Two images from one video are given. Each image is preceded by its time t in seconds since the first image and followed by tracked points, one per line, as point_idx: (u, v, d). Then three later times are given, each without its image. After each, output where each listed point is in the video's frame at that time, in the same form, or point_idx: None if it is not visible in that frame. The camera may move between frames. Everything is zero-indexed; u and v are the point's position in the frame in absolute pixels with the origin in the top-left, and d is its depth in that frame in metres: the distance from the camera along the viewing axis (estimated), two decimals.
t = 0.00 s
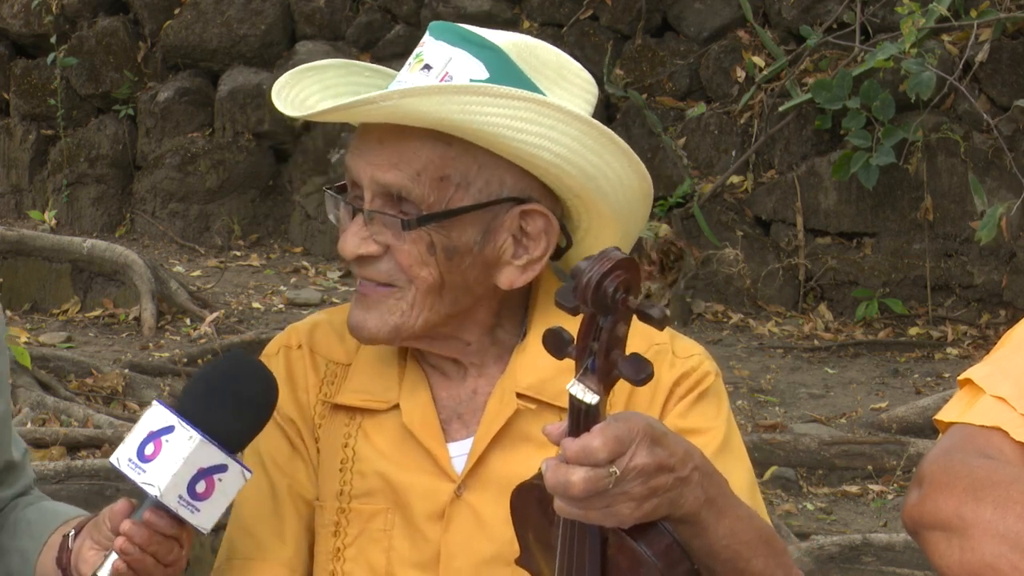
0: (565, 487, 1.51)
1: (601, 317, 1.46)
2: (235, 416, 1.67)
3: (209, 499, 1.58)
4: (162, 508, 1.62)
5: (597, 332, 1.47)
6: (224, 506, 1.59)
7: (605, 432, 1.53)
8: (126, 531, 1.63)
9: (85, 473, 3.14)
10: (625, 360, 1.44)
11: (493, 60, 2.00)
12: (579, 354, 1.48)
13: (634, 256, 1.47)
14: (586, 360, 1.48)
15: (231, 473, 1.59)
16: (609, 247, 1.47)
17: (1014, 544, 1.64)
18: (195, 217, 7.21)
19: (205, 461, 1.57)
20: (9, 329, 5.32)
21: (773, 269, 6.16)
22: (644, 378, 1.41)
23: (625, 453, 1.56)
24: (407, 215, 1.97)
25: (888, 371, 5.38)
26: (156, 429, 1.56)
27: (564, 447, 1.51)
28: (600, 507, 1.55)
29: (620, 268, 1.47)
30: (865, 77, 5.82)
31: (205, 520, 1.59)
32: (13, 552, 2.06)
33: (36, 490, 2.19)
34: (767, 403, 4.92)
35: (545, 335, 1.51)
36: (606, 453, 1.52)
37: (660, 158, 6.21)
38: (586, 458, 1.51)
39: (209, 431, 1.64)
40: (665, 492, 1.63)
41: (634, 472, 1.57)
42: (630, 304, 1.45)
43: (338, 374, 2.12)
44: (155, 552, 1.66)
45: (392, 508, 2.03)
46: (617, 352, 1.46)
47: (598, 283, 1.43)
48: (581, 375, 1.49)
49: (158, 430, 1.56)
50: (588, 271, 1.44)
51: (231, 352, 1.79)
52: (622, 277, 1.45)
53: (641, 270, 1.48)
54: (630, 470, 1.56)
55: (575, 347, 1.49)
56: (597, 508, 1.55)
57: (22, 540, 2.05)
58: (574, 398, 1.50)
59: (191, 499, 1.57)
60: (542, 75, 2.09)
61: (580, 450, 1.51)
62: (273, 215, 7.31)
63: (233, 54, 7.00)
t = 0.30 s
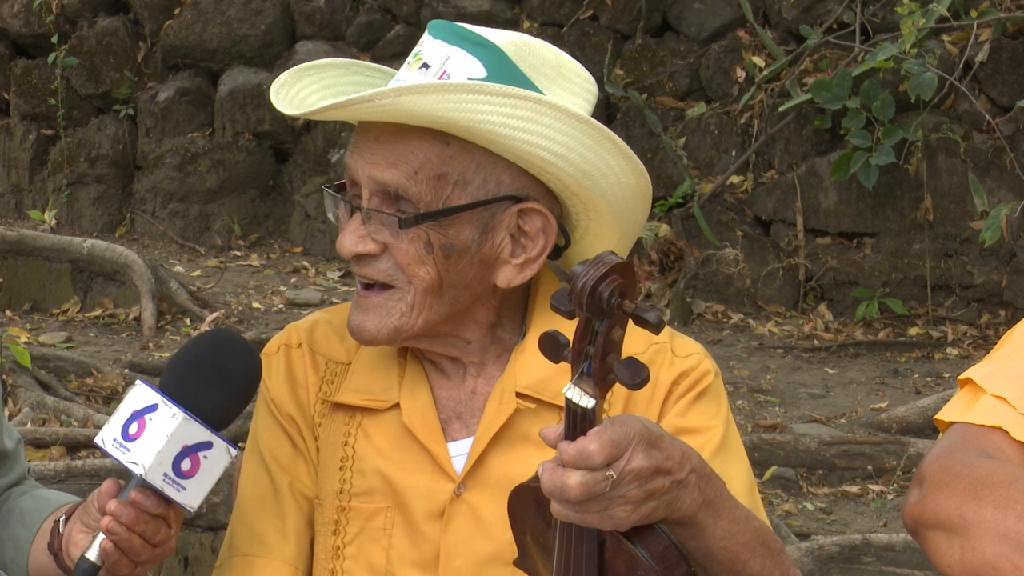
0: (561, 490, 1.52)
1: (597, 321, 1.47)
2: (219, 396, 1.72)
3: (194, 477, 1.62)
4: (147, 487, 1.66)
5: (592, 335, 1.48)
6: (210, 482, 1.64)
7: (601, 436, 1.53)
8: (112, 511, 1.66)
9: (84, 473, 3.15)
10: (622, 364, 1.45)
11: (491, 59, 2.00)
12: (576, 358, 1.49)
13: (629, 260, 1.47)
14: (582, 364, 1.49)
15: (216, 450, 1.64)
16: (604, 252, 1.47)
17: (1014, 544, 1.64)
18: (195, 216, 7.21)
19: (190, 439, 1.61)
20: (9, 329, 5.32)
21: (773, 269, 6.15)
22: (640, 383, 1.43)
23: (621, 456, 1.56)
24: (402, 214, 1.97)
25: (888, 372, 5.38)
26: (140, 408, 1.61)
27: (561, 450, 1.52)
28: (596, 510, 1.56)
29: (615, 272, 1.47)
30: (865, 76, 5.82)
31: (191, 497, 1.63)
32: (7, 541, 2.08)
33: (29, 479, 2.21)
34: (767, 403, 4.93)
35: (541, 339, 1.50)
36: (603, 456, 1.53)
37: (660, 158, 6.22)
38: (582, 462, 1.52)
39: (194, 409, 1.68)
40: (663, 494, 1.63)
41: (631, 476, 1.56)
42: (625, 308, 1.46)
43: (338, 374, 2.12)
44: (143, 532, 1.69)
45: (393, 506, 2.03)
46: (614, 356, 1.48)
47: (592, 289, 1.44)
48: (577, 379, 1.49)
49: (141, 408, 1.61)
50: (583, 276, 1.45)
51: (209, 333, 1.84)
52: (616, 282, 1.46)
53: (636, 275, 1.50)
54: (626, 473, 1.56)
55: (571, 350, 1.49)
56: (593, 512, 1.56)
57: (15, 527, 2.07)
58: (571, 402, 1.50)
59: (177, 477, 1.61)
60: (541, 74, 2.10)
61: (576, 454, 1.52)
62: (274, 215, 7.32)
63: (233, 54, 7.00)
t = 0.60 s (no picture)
0: (562, 491, 1.52)
1: (598, 322, 1.47)
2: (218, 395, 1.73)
3: (194, 477, 1.63)
4: (147, 488, 1.66)
5: (593, 336, 1.48)
6: (209, 481, 1.65)
7: (602, 436, 1.53)
8: (112, 512, 1.66)
9: (84, 473, 3.15)
10: (622, 365, 1.45)
11: (493, 63, 2.00)
12: (577, 359, 1.49)
13: (631, 262, 1.48)
14: (583, 364, 1.49)
15: (214, 450, 1.65)
16: (606, 253, 1.48)
17: (1013, 544, 1.64)
18: (194, 216, 7.21)
19: (189, 438, 1.62)
20: (8, 329, 5.31)
21: (773, 268, 6.15)
22: (641, 383, 1.42)
23: (622, 457, 1.56)
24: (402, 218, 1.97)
25: (888, 371, 5.38)
26: (138, 408, 1.61)
27: (562, 451, 1.52)
28: (597, 511, 1.56)
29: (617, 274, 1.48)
30: (865, 76, 5.82)
31: (190, 496, 1.64)
32: (6, 541, 2.08)
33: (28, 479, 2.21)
34: (767, 403, 4.93)
35: (542, 339, 1.51)
36: (604, 457, 1.52)
37: (660, 158, 6.21)
38: (584, 462, 1.52)
39: (193, 408, 1.68)
40: (663, 496, 1.63)
41: (632, 476, 1.56)
42: (626, 308, 1.46)
43: (338, 376, 2.12)
44: (143, 532, 1.69)
45: (392, 509, 2.03)
46: (615, 356, 1.48)
47: (593, 290, 1.45)
48: (578, 380, 1.49)
49: (140, 409, 1.62)
50: (584, 277, 1.46)
51: (206, 332, 1.85)
52: (617, 283, 1.46)
53: (638, 277, 1.50)
54: (627, 474, 1.56)
55: (572, 350, 1.49)
56: (594, 512, 1.56)
57: (14, 527, 2.07)
58: (572, 402, 1.50)
59: (176, 477, 1.62)
60: (543, 79, 2.10)
61: (577, 454, 1.52)
62: (274, 215, 7.32)
63: (233, 54, 7.00)
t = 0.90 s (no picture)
0: (559, 488, 1.53)
1: (594, 319, 1.47)
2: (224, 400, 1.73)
3: (200, 481, 1.64)
4: (153, 492, 1.67)
5: (590, 334, 1.48)
6: (215, 487, 1.66)
7: (599, 433, 1.54)
8: (118, 516, 1.67)
9: (85, 468, 3.15)
10: (619, 362, 1.46)
11: (489, 63, 2.00)
12: (573, 355, 1.49)
13: (626, 260, 1.48)
14: (579, 361, 1.49)
15: (221, 455, 1.66)
16: (601, 251, 1.48)
17: (1013, 539, 1.64)
18: (195, 211, 7.22)
19: (195, 444, 1.63)
20: (9, 324, 5.32)
21: (774, 263, 6.15)
22: (637, 380, 1.42)
23: (619, 454, 1.57)
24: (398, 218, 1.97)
25: (889, 366, 5.39)
26: (145, 412, 1.63)
27: (558, 448, 1.53)
28: (594, 508, 1.56)
29: (612, 271, 1.48)
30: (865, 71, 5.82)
31: (196, 502, 1.65)
32: (10, 541, 2.09)
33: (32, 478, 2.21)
34: (767, 398, 4.93)
35: (538, 337, 1.50)
36: (600, 454, 1.53)
37: (660, 153, 6.21)
38: (580, 459, 1.53)
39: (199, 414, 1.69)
40: (660, 492, 1.63)
41: (628, 473, 1.57)
42: (622, 305, 1.47)
43: (337, 371, 2.12)
44: (149, 536, 1.69)
45: (391, 505, 2.04)
46: (612, 354, 1.48)
47: (588, 287, 1.45)
48: (575, 376, 1.50)
49: (146, 413, 1.63)
50: (580, 274, 1.46)
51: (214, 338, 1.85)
52: (613, 281, 1.46)
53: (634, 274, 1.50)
54: (624, 471, 1.56)
55: (568, 348, 1.50)
56: (591, 509, 1.56)
57: (18, 528, 2.08)
58: (568, 400, 1.51)
59: (182, 481, 1.63)
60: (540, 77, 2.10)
61: (574, 451, 1.52)
62: (274, 210, 7.32)
63: (233, 49, 7.00)
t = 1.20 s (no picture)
0: (561, 487, 1.53)
1: (595, 319, 1.47)
2: (218, 413, 1.73)
3: (190, 496, 1.64)
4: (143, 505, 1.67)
5: (591, 334, 1.48)
6: (205, 501, 1.66)
7: (601, 433, 1.54)
8: (107, 527, 1.68)
9: (85, 466, 3.15)
10: (621, 361, 1.46)
11: (497, 58, 2.00)
12: (574, 355, 1.49)
13: (628, 260, 1.49)
14: (581, 361, 1.49)
15: (212, 470, 1.65)
16: (602, 251, 1.49)
17: (1014, 537, 1.64)
18: (195, 209, 7.21)
19: (186, 459, 1.62)
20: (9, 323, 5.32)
21: (774, 261, 6.15)
22: (638, 380, 1.42)
23: (621, 454, 1.57)
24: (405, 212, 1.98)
25: (889, 364, 5.39)
26: (137, 425, 1.62)
27: (559, 448, 1.52)
28: (595, 508, 1.56)
29: (613, 271, 1.49)
30: (865, 69, 5.82)
31: (186, 516, 1.65)
32: (3, 538, 2.10)
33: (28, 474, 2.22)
34: (768, 396, 4.94)
35: (539, 336, 1.50)
36: (601, 454, 1.53)
37: (660, 151, 6.20)
38: (582, 459, 1.53)
39: (191, 428, 1.70)
40: (661, 491, 1.63)
41: (629, 473, 1.57)
42: (624, 305, 1.47)
43: (339, 369, 2.12)
44: (136, 548, 1.70)
45: (393, 503, 2.04)
46: (612, 354, 1.49)
47: (590, 287, 1.45)
48: (575, 376, 1.50)
49: (139, 426, 1.62)
50: (581, 274, 1.46)
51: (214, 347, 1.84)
52: (614, 280, 1.47)
53: (634, 272, 1.51)
54: (625, 470, 1.57)
55: (569, 347, 1.50)
56: (592, 509, 1.57)
57: (10, 526, 2.09)
58: (568, 399, 1.50)
59: (171, 496, 1.63)
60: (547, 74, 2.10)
61: (575, 451, 1.52)
62: (274, 208, 7.32)
63: (233, 47, 7.00)
